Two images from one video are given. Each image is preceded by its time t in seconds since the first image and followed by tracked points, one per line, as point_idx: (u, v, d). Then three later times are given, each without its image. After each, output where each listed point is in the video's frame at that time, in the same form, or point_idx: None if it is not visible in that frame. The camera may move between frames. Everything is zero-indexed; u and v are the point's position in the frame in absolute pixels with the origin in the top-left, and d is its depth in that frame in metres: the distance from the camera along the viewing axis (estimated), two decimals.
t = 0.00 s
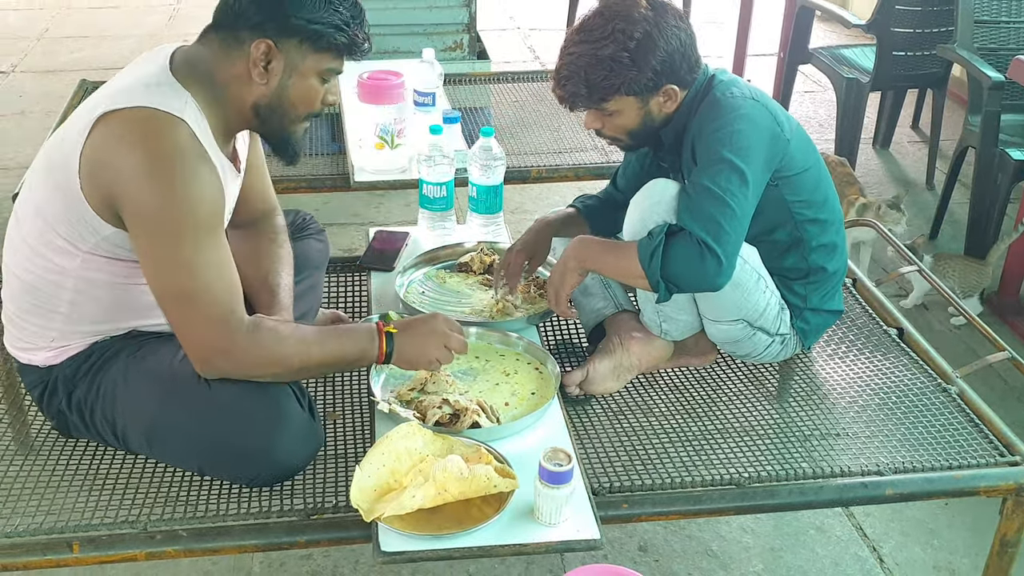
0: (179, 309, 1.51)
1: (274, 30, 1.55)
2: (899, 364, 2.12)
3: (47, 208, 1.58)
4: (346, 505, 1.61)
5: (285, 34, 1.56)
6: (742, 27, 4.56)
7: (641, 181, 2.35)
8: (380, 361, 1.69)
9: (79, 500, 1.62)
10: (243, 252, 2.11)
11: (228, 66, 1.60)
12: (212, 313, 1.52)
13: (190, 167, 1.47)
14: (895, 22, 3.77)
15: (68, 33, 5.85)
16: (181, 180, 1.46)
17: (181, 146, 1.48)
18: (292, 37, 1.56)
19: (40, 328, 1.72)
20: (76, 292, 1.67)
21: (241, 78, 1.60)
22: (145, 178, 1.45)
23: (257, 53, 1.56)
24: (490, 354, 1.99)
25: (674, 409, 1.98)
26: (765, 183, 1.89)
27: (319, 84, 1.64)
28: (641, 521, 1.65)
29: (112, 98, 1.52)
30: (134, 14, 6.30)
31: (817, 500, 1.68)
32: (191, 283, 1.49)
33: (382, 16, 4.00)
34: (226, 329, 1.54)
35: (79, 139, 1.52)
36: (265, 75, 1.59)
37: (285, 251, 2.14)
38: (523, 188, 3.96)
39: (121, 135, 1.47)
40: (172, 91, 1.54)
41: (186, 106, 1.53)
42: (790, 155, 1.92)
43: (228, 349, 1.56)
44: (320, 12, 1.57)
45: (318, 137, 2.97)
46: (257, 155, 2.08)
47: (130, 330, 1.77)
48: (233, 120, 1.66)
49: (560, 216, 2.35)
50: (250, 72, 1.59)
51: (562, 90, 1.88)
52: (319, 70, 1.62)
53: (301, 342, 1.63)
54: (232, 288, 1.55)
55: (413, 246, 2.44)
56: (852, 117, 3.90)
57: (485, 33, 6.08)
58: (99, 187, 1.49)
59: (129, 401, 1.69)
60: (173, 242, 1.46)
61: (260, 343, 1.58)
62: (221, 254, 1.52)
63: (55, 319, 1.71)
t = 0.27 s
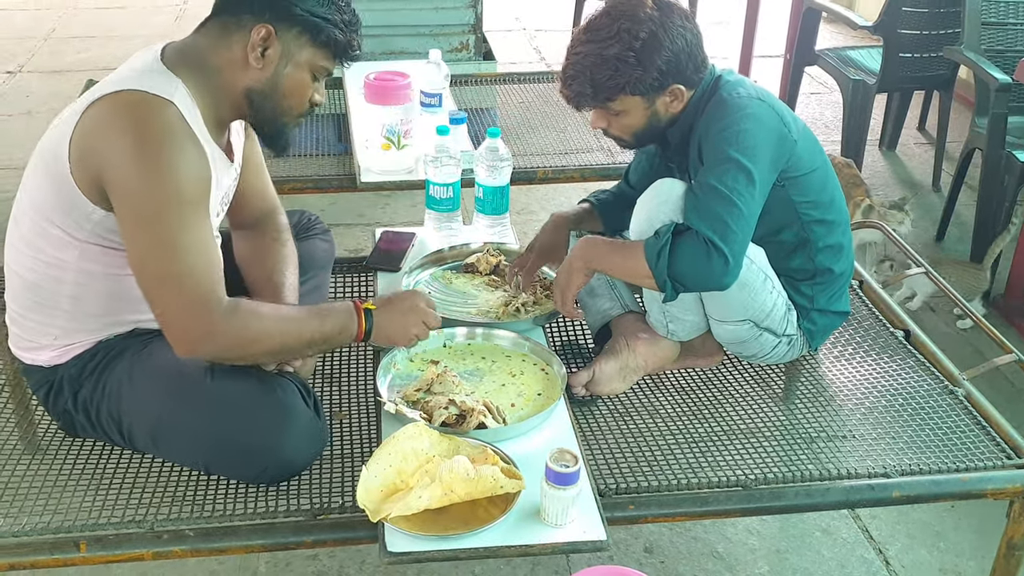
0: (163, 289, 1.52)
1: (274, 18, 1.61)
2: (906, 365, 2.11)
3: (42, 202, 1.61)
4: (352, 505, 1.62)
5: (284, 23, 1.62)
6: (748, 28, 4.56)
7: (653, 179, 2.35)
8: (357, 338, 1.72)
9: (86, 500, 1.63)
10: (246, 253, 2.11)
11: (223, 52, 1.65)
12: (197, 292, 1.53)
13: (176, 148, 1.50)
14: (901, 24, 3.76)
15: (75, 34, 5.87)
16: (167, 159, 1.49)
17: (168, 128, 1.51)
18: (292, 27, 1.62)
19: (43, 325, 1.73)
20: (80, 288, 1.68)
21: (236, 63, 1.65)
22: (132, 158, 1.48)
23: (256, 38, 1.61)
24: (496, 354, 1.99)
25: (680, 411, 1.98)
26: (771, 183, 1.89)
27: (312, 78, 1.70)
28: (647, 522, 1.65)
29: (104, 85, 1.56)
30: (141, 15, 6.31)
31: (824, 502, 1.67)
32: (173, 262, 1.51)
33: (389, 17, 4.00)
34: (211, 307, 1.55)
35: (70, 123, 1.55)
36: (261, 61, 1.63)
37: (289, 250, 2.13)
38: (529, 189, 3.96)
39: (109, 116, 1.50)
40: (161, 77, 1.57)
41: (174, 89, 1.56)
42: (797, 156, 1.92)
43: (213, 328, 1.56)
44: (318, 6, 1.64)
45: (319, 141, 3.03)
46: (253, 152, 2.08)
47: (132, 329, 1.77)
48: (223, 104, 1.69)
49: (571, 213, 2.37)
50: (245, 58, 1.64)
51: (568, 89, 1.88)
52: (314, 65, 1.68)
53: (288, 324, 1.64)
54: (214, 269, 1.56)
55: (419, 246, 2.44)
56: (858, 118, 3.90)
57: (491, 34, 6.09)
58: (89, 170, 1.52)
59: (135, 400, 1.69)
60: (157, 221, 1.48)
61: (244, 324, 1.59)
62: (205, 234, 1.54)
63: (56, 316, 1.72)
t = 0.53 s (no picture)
0: (178, 260, 1.52)
1: (269, 13, 1.63)
2: (906, 368, 2.11)
3: (38, 195, 1.61)
4: (353, 506, 1.62)
5: (279, 19, 1.63)
6: (749, 30, 4.56)
7: (650, 180, 2.35)
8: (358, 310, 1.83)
9: (85, 500, 1.63)
10: (246, 253, 2.11)
11: (217, 44, 1.67)
12: (211, 261, 1.54)
13: (171, 125, 1.51)
14: (901, 27, 3.77)
15: (76, 33, 5.87)
16: (163, 136, 1.49)
17: (162, 106, 1.52)
18: (286, 23, 1.64)
19: (40, 323, 1.73)
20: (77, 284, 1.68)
21: (229, 56, 1.67)
22: (128, 136, 1.48)
23: (251, 32, 1.63)
24: (497, 355, 1.99)
25: (680, 412, 1.98)
26: (770, 184, 1.89)
27: (303, 75, 1.72)
28: (647, 524, 1.65)
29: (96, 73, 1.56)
30: (142, 15, 6.32)
31: (823, 504, 1.68)
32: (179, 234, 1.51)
33: (389, 18, 4.00)
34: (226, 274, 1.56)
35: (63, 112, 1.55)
36: (254, 54, 1.65)
37: (289, 249, 2.13)
38: (529, 191, 3.96)
39: (102, 99, 1.51)
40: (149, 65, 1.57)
41: (165, 74, 1.56)
42: (795, 157, 1.92)
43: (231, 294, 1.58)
44: (313, 4, 1.65)
45: (317, 140, 3.07)
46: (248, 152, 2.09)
47: (130, 328, 1.77)
48: (214, 96, 1.71)
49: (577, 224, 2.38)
50: (239, 51, 1.66)
51: (565, 85, 1.89)
52: (306, 62, 1.70)
53: (294, 292, 1.68)
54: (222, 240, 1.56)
55: (420, 248, 2.44)
56: (859, 121, 3.90)
57: (492, 36, 6.09)
58: (84, 154, 1.52)
59: (135, 400, 1.70)
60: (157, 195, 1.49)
61: (257, 293, 1.61)
62: (206, 208, 1.54)
63: (53, 312, 1.72)
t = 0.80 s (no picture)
0: (190, 258, 1.52)
1: (270, 10, 1.63)
2: (906, 370, 2.11)
3: (39, 192, 1.60)
4: (352, 506, 1.61)
5: (279, 16, 1.64)
6: (750, 31, 4.56)
7: (650, 181, 2.35)
8: (360, 309, 1.84)
9: (85, 499, 1.62)
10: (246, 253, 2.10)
11: (218, 42, 1.66)
12: (221, 258, 1.55)
13: (175, 122, 1.50)
14: (902, 28, 3.76)
15: (77, 32, 5.87)
16: (166, 134, 1.49)
17: (165, 103, 1.51)
18: (287, 20, 1.64)
19: (40, 321, 1.72)
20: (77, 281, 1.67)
21: (230, 52, 1.66)
22: (132, 133, 1.48)
23: (251, 28, 1.63)
24: (496, 356, 1.99)
25: (680, 414, 1.98)
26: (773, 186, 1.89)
27: (302, 72, 1.72)
28: (646, 525, 1.65)
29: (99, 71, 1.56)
30: (143, 14, 6.31)
31: (823, 506, 1.67)
32: (187, 233, 1.51)
33: (389, 18, 4.00)
34: (237, 269, 1.57)
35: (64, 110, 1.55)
36: (255, 50, 1.65)
37: (289, 249, 2.13)
38: (529, 192, 3.96)
39: (105, 96, 1.50)
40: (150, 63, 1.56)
41: (165, 72, 1.56)
42: (798, 159, 1.92)
43: (243, 289, 1.59)
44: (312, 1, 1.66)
45: (318, 139, 3.07)
46: (246, 152, 2.09)
47: (130, 326, 1.75)
48: (214, 93, 1.70)
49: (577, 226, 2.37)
50: (240, 47, 1.65)
51: (568, 74, 1.89)
52: (304, 59, 1.71)
53: (300, 285, 1.69)
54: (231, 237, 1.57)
55: (419, 249, 2.44)
56: (860, 122, 3.89)
57: (493, 36, 6.09)
58: (87, 152, 1.52)
59: (134, 399, 1.69)
60: (163, 193, 1.49)
61: (266, 289, 1.62)
62: (212, 205, 1.54)
63: (53, 310, 1.70)
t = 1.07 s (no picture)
0: (193, 265, 1.52)
1: (271, 17, 1.63)
2: (909, 368, 2.10)
3: (41, 198, 1.60)
4: (354, 511, 1.61)
5: (281, 22, 1.64)
6: (749, 30, 4.55)
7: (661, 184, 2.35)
8: (361, 322, 1.84)
9: (87, 506, 1.61)
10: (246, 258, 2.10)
11: (219, 49, 1.66)
12: (226, 266, 1.54)
13: (178, 129, 1.50)
14: (901, 26, 3.76)
15: (77, 38, 5.87)
16: (171, 141, 1.48)
17: (169, 110, 1.51)
18: (288, 26, 1.64)
19: (42, 328, 1.71)
20: (78, 288, 1.66)
21: (232, 60, 1.66)
22: (136, 140, 1.48)
23: (254, 36, 1.62)
24: (498, 359, 1.98)
25: (683, 415, 1.97)
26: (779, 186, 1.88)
27: (305, 78, 1.72)
28: (650, 528, 1.64)
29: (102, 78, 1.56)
30: (143, 20, 6.32)
31: (827, 506, 1.67)
32: (191, 240, 1.51)
33: (388, 20, 4.00)
34: (240, 277, 1.57)
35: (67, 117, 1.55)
36: (259, 59, 1.64)
37: (289, 254, 2.12)
38: (530, 193, 3.96)
39: (109, 104, 1.50)
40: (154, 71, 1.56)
41: (170, 80, 1.56)
42: (805, 159, 1.91)
43: (245, 297, 1.58)
44: (313, 7, 1.67)
45: (319, 143, 3.07)
46: (246, 157, 2.08)
47: (132, 332, 1.75)
48: (218, 100, 1.70)
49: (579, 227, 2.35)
50: (242, 55, 1.65)
51: (573, 62, 1.91)
52: (307, 65, 1.71)
53: (302, 293, 1.68)
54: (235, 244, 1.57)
55: (419, 252, 2.43)
56: (860, 120, 3.89)
57: (492, 37, 6.09)
58: (91, 160, 1.51)
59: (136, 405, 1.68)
60: (167, 200, 1.48)
61: (271, 297, 1.62)
62: (216, 212, 1.54)
63: (55, 317, 1.69)
